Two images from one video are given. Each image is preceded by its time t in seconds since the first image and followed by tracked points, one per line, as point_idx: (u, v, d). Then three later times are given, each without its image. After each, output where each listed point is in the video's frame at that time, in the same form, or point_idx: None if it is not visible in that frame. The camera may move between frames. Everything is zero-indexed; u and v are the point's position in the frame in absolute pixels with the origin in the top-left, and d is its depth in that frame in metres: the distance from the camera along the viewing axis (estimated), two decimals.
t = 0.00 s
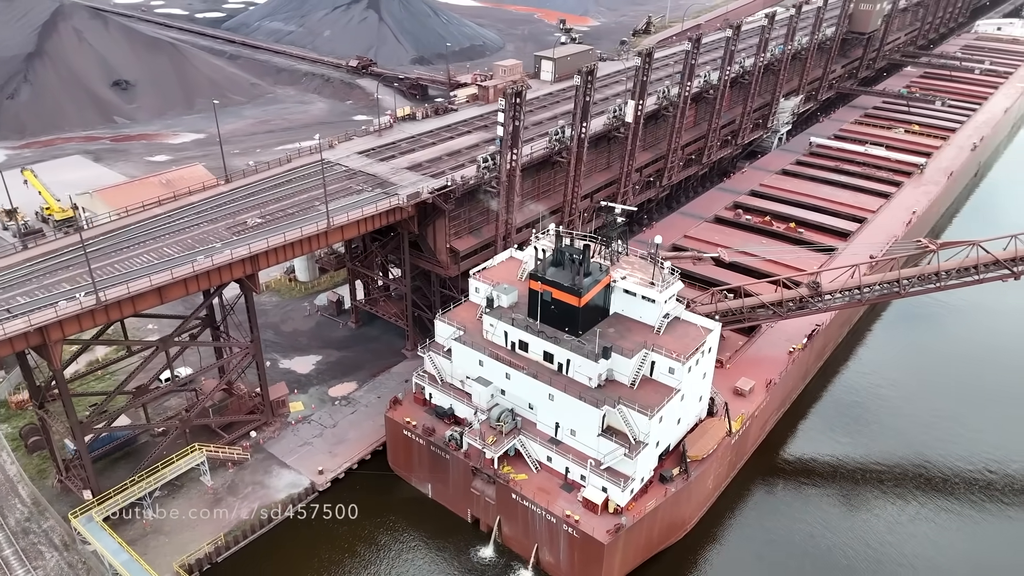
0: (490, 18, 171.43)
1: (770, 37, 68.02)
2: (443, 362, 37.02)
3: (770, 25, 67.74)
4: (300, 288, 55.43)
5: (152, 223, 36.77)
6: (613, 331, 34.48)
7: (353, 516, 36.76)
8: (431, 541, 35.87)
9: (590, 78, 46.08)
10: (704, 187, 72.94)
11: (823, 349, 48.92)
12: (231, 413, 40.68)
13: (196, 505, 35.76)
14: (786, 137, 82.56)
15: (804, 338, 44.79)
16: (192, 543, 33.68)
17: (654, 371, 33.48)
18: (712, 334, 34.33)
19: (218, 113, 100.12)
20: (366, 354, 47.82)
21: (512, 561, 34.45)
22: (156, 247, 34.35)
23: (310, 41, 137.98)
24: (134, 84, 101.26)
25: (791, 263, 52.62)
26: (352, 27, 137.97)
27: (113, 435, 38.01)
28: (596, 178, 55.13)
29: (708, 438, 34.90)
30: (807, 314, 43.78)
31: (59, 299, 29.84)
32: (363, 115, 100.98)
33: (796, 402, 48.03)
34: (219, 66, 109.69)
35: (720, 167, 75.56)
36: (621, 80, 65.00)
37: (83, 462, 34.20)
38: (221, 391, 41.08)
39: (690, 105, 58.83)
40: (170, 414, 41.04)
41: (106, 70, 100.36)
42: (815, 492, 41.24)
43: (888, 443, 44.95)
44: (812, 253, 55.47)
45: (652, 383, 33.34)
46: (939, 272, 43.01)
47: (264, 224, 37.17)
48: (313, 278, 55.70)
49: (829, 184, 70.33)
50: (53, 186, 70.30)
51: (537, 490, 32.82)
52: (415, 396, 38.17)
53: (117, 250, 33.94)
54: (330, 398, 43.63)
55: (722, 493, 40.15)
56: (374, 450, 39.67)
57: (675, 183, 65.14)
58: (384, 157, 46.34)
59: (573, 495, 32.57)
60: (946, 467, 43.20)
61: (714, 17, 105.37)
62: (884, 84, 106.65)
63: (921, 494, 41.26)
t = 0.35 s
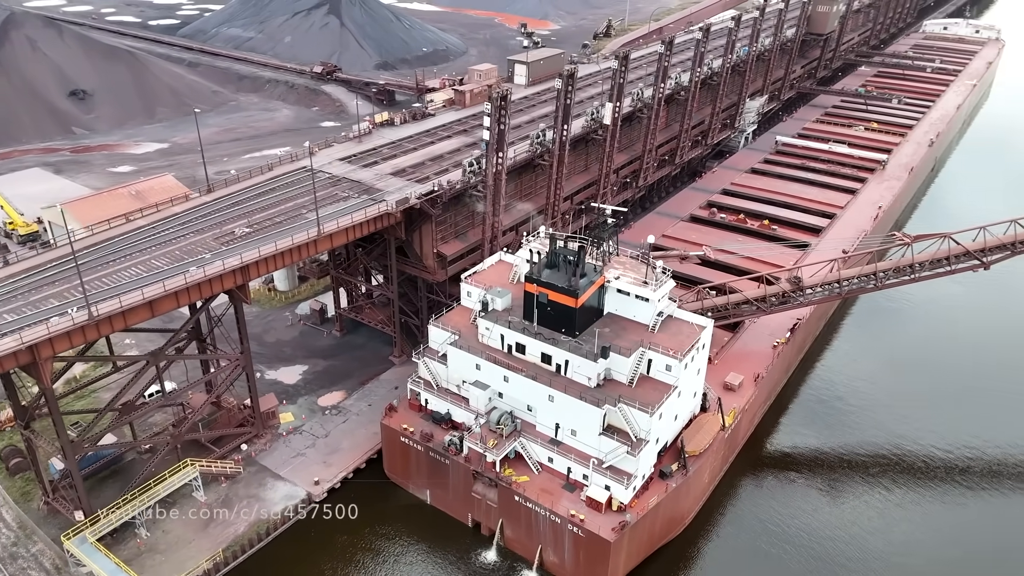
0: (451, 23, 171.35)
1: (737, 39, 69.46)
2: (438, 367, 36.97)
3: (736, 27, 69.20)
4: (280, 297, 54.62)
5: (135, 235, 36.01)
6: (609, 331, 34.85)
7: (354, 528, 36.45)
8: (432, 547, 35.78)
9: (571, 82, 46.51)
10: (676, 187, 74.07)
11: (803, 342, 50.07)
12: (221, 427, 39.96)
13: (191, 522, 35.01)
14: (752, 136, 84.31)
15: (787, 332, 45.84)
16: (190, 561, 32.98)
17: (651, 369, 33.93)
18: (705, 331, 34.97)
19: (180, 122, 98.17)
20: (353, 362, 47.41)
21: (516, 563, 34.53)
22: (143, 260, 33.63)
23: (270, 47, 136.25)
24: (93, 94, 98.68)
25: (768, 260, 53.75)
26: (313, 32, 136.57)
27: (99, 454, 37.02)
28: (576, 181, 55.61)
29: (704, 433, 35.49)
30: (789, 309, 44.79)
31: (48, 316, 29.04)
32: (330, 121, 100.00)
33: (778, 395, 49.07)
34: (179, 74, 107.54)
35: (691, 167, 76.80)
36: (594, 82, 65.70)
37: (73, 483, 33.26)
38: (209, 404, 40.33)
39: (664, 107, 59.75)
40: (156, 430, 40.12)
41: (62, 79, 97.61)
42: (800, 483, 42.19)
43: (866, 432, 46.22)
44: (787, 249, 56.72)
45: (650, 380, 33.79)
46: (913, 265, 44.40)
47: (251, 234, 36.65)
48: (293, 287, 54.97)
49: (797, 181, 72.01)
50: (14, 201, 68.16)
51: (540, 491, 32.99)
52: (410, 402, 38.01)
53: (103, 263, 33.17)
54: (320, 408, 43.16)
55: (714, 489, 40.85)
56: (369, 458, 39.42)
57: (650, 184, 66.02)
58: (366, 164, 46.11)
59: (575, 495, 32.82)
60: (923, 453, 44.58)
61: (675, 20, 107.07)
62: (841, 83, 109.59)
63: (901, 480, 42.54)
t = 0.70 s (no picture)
0: (412, 27, 170.89)
1: (703, 41, 70.81)
2: (432, 371, 36.94)
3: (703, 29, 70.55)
4: (258, 306, 53.70)
5: (118, 246, 35.28)
6: (602, 330, 35.27)
7: (352, 539, 36.23)
8: (432, 553, 35.69)
9: (550, 84, 46.97)
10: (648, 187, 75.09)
11: (782, 336, 51.22)
12: (209, 440, 39.25)
13: (185, 537, 34.35)
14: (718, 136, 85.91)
15: (768, 326, 46.89)
16: None
17: (646, 366, 34.42)
18: (695, 327, 35.66)
19: (142, 131, 95.99)
20: (339, 370, 47.00)
21: (517, 564, 34.65)
22: (130, 271, 32.96)
23: (230, 53, 133.79)
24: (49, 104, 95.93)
25: (744, 256, 54.84)
26: (274, 38, 134.83)
27: (85, 472, 36.06)
28: (554, 183, 56.05)
29: (696, 428, 36.11)
30: (769, 304, 45.84)
31: (37, 331, 28.30)
32: (296, 128, 98.92)
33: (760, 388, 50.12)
34: (137, 82, 105.17)
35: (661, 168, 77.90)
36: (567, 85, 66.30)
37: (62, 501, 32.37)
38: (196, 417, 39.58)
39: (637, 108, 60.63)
40: (142, 445, 39.24)
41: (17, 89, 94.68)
42: (783, 474, 43.14)
43: (843, 422, 47.55)
44: (761, 245, 57.95)
45: (645, 377, 34.28)
46: (886, 258, 45.87)
47: (239, 242, 36.18)
48: (272, 296, 54.16)
49: (765, 179, 73.54)
50: None
51: (540, 491, 33.21)
52: (403, 408, 37.89)
53: (88, 276, 32.44)
54: (308, 417, 42.71)
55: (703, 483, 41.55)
56: (362, 465, 39.18)
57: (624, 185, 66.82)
58: (348, 169, 45.88)
59: (576, 494, 33.10)
60: (899, 441, 46.00)
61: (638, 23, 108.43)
62: (800, 83, 112.34)
63: (879, 467, 43.86)
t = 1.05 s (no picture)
0: (374, 33, 170.13)
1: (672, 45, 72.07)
2: (425, 375, 36.97)
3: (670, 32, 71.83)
4: (237, 315, 52.87)
5: (102, 258, 34.55)
6: (594, 329, 35.75)
7: (349, 547, 36.05)
8: (431, 557, 35.72)
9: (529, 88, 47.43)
10: (621, 189, 75.97)
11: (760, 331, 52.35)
12: (198, 452, 38.61)
13: (179, 552, 33.78)
14: (687, 137, 87.35)
15: (749, 322, 47.91)
16: None
17: (638, 363, 34.98)
18: (685, 324, 36.38)
19: (103, 142, 93.83)
20: (325, 378, 46.64)
21: (518, 564, 34.86)
22: (117, 283, 32.36)
23: (190, 61, 131.32)
24: (5, 116, 93.16)
25: (721, 254, 55.89)
26: (235, 45, 132.92)
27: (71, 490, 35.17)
28: (533, 186, 56.43)
29: (689, 422, 36.75)
30: (749, 299, 46.85)
31: (28, 346, 27.70)
32: (264, 136, 97.76)
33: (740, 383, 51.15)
34: (97, 92, 102.79)
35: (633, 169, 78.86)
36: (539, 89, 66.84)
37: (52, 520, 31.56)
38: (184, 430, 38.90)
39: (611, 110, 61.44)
40: (128, 460, 38.43)
41: None
42: (765, 466, 44.07)
43: (821, 413, 48.84)
44: (736, 243, 59.10)
45: (638, 374, 34.84)
46: (860, 252, 47.29)
47: (226, 251, 35.76)
48: (251, 306, 53.35)
49: (736, 178, 75.01)
50: None
51: (540, 490, 33.50)
52: (397, 413, 37.80)
53: (74, 289, 31.72)
54: (297, 426, 42.30)
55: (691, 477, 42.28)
56: (356, 472, 39.02)
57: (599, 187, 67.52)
58: (330, 176, 45.67)
59: (575, 492, 33.45)
60: (874, 430, 47.40)
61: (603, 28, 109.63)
62: (761, 84, 114.86)
63: (857, 455, 45.16)
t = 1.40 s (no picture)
0: (342, 38, 169.25)
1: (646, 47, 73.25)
2: (421, 377, 37.16)
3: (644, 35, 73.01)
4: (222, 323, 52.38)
5: (92, 266, 34.11)
6: (588, 326, 36.29)
7: (350, 551, 36.04)
8: (432, 558, 35.89)
9: (513, 90, 47.93)
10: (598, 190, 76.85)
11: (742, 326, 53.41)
12: (191, 460, 38.25)
13: (178, 560, 33.44)
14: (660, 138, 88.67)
15: (733, 317, 48.91)
16: None
17: (633, 359, 35.63)
18: (676, 319, 37.15)
19: (70, 150, 91.99)
20: (315, 383, 46.46)
21: (518, 561, 35.21)
22: (111, 290, 32.04)
23: (155, 67, 129.06)
24: None
25: (701, 251, 56.92)
26: (201, 51, 131.22)
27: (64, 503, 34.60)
28: (516, 187, 56.88)
29: (682, 416, 37.41)
30: (733, 295, 47.84)
31: (26, 356, 27.35)
32: (236, 142, 96.69)
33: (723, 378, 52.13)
34: (62, 99, 100.74)
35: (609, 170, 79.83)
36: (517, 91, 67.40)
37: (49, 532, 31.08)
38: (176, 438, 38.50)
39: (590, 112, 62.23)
40: (120, 471, 37.89)
41: None
42: (748, 459, 44.96)
43: (800, 407, 49.98)
44: (714, 241, 60.26)
45: (633, 370, 35.46)
46: (837, 247, 48.61)
47: (219, 256, 35.58)
48: (236, 313, 53.09)
49: (710, 178, 76.33)
50: None
51: (540, 486, 33.90)
52: (393, 415, 37.88)
53: (66, 297, 31.27)
54: (290, 432, 42.08)
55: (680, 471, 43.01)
56: (352, 476, 39.00)
57: (579, 188, 68.22)
58: (316, 180, 45.60)
59: (574, 487, 33.90)
60: (851, 421, 48.68)
61: (574, 31, 110.61)
62: (729, 85, 117.03)
63: (837, 446, 46.34)
